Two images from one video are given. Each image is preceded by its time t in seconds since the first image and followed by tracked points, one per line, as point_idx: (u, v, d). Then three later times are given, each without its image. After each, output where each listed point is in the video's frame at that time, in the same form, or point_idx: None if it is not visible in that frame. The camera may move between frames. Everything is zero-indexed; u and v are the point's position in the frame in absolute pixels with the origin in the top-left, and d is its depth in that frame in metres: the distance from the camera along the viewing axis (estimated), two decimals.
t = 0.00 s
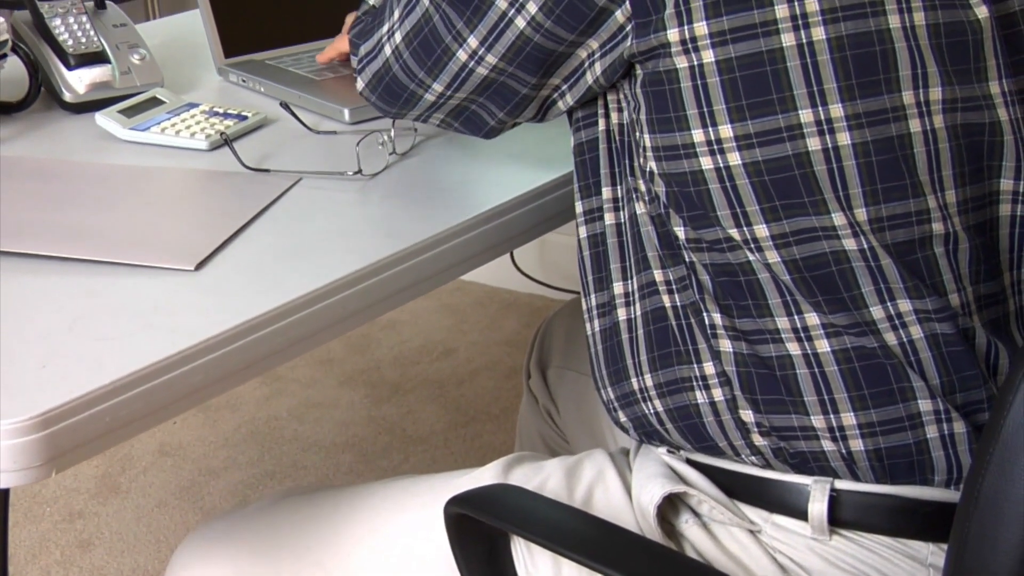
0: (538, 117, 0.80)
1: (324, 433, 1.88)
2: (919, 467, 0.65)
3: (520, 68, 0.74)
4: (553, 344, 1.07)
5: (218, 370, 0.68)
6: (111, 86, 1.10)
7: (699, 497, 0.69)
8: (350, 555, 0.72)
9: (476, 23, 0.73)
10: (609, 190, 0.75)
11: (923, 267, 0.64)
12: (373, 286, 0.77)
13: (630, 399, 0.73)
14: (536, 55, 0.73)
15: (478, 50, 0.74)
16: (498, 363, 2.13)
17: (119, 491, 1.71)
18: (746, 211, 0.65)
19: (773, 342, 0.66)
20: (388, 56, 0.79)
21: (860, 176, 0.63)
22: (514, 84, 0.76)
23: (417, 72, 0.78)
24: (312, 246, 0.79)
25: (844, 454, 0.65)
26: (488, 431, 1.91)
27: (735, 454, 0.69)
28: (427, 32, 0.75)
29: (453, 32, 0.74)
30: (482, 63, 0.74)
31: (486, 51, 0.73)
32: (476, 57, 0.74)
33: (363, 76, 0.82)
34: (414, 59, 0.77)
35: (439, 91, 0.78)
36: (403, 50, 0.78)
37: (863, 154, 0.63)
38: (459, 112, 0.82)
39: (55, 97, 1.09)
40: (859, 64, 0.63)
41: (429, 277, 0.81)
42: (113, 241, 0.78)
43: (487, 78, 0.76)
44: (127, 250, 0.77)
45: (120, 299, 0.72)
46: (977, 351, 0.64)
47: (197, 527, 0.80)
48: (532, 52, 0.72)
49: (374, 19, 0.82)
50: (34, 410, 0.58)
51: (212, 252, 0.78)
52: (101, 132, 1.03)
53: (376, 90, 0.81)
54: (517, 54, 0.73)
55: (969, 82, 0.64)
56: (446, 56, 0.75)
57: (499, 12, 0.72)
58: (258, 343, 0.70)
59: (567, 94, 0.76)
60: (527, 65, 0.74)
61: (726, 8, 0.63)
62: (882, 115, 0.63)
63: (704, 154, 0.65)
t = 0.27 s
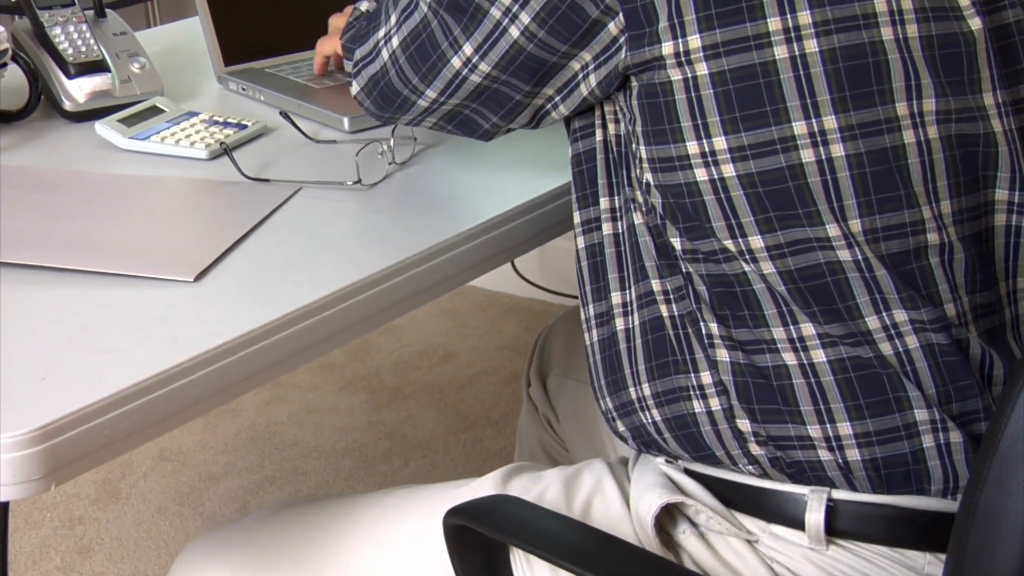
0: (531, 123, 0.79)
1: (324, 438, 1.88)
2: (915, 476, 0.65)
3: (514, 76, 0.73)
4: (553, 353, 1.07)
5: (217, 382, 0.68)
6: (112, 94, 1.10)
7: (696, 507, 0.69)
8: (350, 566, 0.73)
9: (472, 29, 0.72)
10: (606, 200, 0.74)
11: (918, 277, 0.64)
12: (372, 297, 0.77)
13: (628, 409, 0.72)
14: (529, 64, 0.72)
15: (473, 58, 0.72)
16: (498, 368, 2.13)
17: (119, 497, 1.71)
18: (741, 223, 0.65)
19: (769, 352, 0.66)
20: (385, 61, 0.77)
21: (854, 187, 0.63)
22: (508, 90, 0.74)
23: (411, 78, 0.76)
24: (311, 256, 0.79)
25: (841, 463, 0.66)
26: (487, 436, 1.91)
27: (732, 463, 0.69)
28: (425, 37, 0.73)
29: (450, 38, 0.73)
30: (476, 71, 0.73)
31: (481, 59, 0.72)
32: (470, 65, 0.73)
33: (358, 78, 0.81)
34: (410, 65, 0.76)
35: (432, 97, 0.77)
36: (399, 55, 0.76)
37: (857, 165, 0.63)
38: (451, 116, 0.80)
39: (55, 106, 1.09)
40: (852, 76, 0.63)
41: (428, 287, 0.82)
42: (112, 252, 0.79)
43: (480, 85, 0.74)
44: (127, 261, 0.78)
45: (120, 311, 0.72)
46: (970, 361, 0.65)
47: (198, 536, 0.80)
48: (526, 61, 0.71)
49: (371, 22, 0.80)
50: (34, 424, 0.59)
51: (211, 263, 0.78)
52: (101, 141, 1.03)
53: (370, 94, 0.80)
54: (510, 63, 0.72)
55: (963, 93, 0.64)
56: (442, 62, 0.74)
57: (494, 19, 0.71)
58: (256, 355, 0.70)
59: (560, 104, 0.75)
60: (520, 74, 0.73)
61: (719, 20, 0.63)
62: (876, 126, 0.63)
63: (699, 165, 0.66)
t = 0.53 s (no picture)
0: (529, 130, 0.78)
1: (323, 442, 1.89)
2: (913, 486, 0.65)
3: (511, 83, 0.73)
4: (553, 360, 1.07)
5: (216, 392, 0.68)
6: (112, 101, 1.10)
7: (694, 516, 0.69)
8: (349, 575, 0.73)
9: (469, 38, 0.71)
10: (605, 209, 0.74)
11: (914, 287, 0.64)
12: (372, 306, 0.77)
13: (627, 418, 0.72)
14: (526, 72, 0.72)
15: (469, 66, 0.72)
16: (497, 372, 2.13)
17: (119, 502, 1.71)
18: (737, 234, 0.65)
19: (767, 361, 0.67)
20: (382, 68, 0.77)
21: (849, 198, 0.63)
22: (505, 97, 0.74)
23: (408, 84, 0.76)
24: (311, 265, 0.79)
25: (838, 472, 0.66)
26: (486, 440, 1.91)
27: (730, 472, 0.69)
28: (423, 44, 0.74)
29: (447, 45, 0.73)
30: (473, 79, 0.73)
31: (477, 67, 0.72)
32: (466, 73, 0.73)
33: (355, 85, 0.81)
34: (408, 71, 0.76)
35: (429, 104, 0.77)
36: (397, 61, 0.76)
37: (852, 176, 0.63)
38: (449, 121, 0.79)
39: (55, 113, 1.10)
40: (846, 87, 0.63)
41: (427, 296, 0.82)
42: (112, 261, 0.79)
43: (477, 92, 0.74)
44: (127, 270, 0.78)
45: (120, 321, 0.72)
46: (967, 369, 0.65)
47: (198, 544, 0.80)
48: (523, 69, 0.71)
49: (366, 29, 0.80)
50: (35, 434, 0.59)
51: (211, 272, 0.78)
52: (101, 148, 1.03)
53: (368, 100, 0.80)
54: (507, 71, 0.72)
55: (958, 103, 0.64)
56: (439, 70, 0.74)
57: (491, 28, 0.70)
58: (255, 365, 0.70)
59: (556, 112, 0.75)
60: (517, 81, 0.72)
61: (714, 32, 0.63)
62: (871, 136, 0.63)
63: (695, 176, 0.66)
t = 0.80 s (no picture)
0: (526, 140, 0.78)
1: (322, 447, 1.89)
2: (909, 496, 0.65)
3: (507, 93, 0.73)
4: (551, 367, 1.08)
5: (214, 403, 0.69)
6: (111, 109, 1.10)
7: (691, 526, 0.70)
8: None
9: (465, 49, 0.72)
10: (601, 220, 0.74)
11: (911, 297, 0.64)
12: (370, 315, 0.77)
13: (624, 428, 0.72)
14: (523, 82, 0.72)
15: (466, 76, 0.72)
16: (496, 377, 2.14)
17: (118, 507, 1.71)
18: (734, 244, 0.66)
19: (763, 372, 0.67)
20: (378, 78, 0.77)
21: (845, 209, 0.63)
22: (502, 107, 0.74)
23: (405, 95, 0.77)
24: (309, 275, 0.80)
25: (834, 483, 0.66)
26: (485, 445, 1.91)
27: (726, 482, 0.70)
28: (418, 55, 0.74)
29: (443, 56, 0.73)
30: (470, 89, 0.73)
31: (474, 77, 0.72)
32: (463, 83, 0.73)
33: (351, 96, 0.81)
34: (404, 82, 0.76)
35: (425, 114, 0.77)
36: (393, 72, 0.76)
37: (849, 186, 0.63)
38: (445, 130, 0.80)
39: (54, 121, 1.10)
40: (843, 98, 0.63)
41: (425, 305, 0.82)
42: (111, 270, 0.79)
43: (474, 102, 0.74)
44: (126, 279, 0.78)
45: (118, 331, 0.72)
46: (963, 380, 0.65)
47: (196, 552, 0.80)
48: (520, 79, 0.72)
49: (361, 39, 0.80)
50: (34, 446, 0.59)
51: (210, 281, 0.79)
52: (100, 156, 1.04)
53: (364, 111, 0.80)
54: (503, 81, 0.72)
55: (954, 114, 0.64)
56: (435, 80, 0.74)
57: (487, 39, 0.70)
58: (252, 376, 0.71)
59: (552, 122, 0.75)
60: (514, 90, 0.73)
61: (710, 44, 0.64)
62: (867, 147, 0.63)
63: (692, 187, 0.66)
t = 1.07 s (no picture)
0: (523, 153, 0.78)
1: (321, 453, 1.89)
2: (906, 508, 0.66)
3: (504, 106, 0.73)
4: (549, 375, 1.08)
5: (212, 415, 0.69)
6: (110, 118, 1.10)
7: (688, 536, 0.70)
8: None
9: (462, 62, 0.72)
10: (599, 232, 0.74)
11: (907, 309, 0.64)
12: (368, 326, 0.78)
13: (621, 440, 0.73)
14: (520, 94, 0.72)
15: (463, 90, 0.73)
16: (494, 381, 2.14)
17: (117, 512, 1.71)
18: (732, 257, 0.66)
19: (760, 385, 0.67)
20: (375, 91, 0.77)
21: (843, 222, 0.63)
22: (499, 120, 0.75)
23: (401, 108, 0.77)
24: (306, 285, 0.80)
25: (831, 495, 0.66)
26: (483, 450, 1.92)
27: (723, 495, 0.70)
28: (414, 68, 0.74)
29: (440, 69, 0.73)
30: (467, 102, 0.73)
31: (471, 90, 0.72)
32: (460, 96, 0.73)
33: (347, 109, 0.81)
34: (400, 95, 0.76)
35: (422, 127, 0.77)
36: (389, 85, 0.76)
37: (846, 199, 0.63)
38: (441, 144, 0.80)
39: (52, 129, 1.10)
40: (840, 111, 0.63)
41: (423, 316, 0.82)
42: (109, 281, 0.80)
43: (471, 115, 0.74)
44: (124, 290, 0.78)
45: (116, 342, 0.73)
46: (960, 392, 0.65)
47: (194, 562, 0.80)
48: (517, 92, 0.72)
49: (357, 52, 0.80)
50: (33, 458, 0.60)
51: (207, 292, 0.79)
52: (98, 164, 1.04)
53: (361, 124, 0.80)
54: (501, 94, 0.72)
55: (951, 127, 0.64)
56: (432, 93, 0.74)
57: (484, 53, 0.71)
58: (250, 387, 0.71)
59: (550, 135, 0.75)
60: (511, 103, 0.73)
61: (708, 57, 0.64)
62: (864, 161, 0.63)
63: (690, 201, 0.66)
